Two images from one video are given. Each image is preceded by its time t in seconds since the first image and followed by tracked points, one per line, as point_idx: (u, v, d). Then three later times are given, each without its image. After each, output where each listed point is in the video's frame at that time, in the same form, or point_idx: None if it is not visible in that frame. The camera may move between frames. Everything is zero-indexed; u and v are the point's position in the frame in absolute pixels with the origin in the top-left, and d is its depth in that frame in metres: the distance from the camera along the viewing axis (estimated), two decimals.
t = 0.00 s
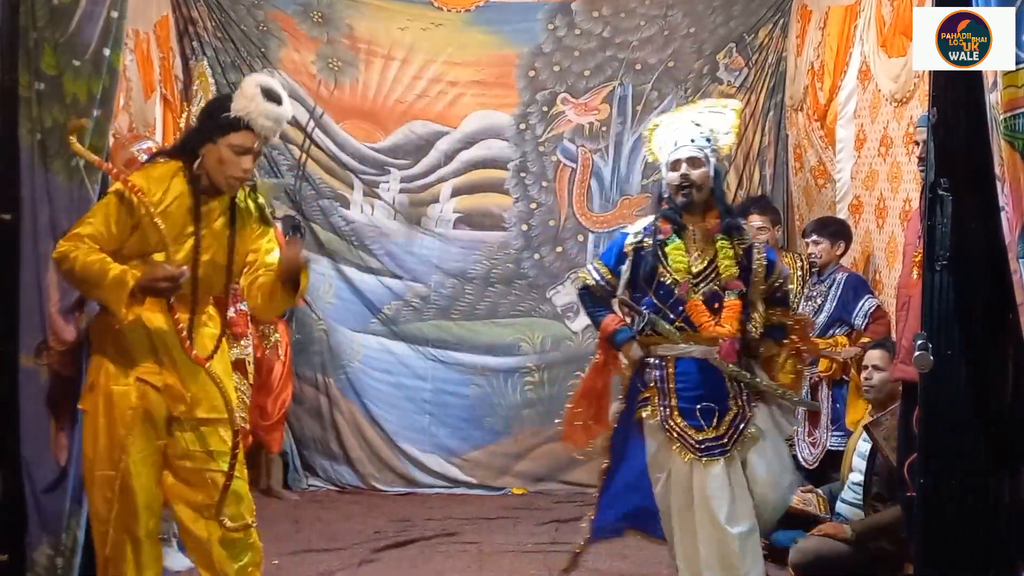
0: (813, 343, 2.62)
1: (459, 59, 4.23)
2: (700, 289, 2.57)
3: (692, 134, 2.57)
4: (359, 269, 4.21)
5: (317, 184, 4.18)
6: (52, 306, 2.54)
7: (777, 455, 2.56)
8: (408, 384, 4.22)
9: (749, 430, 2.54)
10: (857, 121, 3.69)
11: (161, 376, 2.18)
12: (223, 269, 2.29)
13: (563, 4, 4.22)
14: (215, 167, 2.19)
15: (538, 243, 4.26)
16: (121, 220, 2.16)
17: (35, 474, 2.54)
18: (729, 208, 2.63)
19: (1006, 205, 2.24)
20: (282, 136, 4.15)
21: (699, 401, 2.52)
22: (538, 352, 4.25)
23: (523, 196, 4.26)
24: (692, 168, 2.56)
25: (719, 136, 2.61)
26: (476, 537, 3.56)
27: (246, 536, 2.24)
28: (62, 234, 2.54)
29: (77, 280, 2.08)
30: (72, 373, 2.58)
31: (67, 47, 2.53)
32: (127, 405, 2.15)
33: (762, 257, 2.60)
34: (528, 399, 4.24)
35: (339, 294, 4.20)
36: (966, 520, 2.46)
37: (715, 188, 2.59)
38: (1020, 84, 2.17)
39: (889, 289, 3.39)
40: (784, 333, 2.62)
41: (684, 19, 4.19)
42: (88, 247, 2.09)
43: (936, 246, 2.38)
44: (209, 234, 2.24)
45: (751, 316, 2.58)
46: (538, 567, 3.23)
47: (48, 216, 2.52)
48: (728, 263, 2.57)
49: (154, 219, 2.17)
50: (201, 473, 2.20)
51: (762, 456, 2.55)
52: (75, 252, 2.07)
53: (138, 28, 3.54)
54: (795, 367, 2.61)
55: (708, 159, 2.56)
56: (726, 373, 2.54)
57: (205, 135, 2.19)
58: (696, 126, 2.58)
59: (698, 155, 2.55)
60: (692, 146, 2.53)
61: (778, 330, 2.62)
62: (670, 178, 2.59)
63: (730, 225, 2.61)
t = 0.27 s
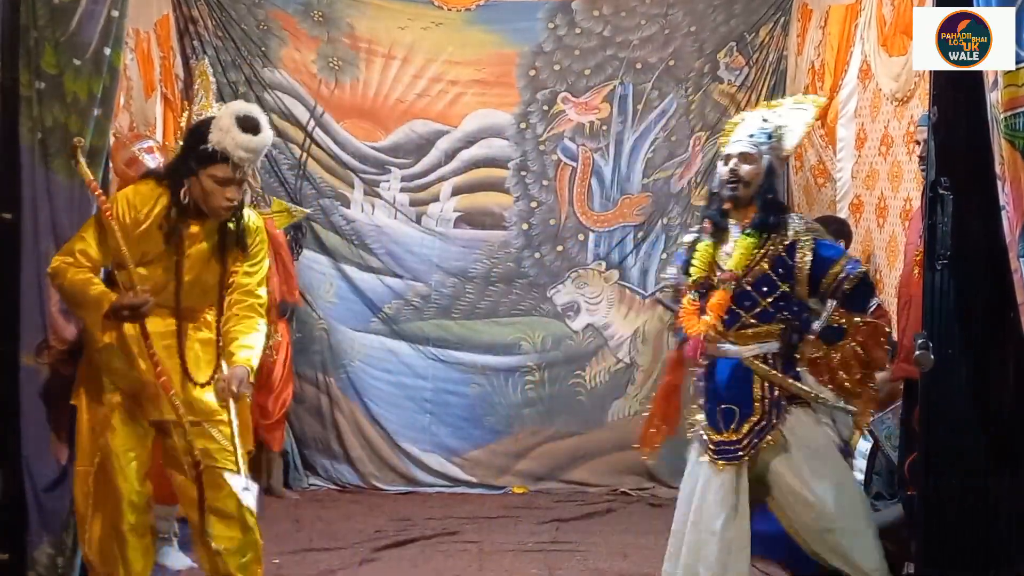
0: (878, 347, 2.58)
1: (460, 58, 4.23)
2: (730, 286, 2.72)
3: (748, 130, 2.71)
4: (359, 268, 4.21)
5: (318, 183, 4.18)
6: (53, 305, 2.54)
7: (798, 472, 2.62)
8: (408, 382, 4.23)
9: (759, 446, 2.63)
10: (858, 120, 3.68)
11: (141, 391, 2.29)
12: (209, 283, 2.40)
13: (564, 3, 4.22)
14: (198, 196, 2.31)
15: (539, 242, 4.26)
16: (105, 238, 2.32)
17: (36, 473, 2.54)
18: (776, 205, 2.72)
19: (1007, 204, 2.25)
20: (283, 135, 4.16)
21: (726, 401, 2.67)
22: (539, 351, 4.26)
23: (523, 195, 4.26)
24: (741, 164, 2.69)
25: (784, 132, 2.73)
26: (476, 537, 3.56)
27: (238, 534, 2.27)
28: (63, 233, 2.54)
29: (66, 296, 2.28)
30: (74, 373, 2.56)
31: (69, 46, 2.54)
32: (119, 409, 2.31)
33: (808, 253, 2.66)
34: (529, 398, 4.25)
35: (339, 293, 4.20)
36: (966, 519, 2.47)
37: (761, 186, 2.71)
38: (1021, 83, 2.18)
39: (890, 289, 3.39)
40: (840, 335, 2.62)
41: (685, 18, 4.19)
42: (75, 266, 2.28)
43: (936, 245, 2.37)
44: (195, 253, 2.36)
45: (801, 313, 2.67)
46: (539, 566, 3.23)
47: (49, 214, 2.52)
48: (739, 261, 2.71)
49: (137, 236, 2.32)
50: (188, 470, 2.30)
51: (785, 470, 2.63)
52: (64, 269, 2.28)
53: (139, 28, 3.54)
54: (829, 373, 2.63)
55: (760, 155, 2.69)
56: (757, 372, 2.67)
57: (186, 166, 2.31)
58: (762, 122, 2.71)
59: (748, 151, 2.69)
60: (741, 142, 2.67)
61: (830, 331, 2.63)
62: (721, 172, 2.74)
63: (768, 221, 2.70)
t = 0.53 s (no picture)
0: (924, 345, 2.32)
1: (460, 57, 4.23)
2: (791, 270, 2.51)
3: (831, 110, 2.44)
4: (360, 267, 4.21)
5: (318, 183, 4.19)
6: (53, 304, 2.54)
7: (842, 465, 2.44)
8: (408, 381, 4.23)
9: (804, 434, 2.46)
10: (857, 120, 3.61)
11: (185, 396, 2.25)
12: (243, 281, 2.32)
13: (564, 3, 4.22)
14: (237, 199, 2.20)
15: (539, 241, 4.26)
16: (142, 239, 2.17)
17: (35, 473, 2.55)
18: (857, 188, 2.47)
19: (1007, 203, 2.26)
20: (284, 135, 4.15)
21: (783, 387, 2.52)
22: (539, 350, 4.26)
23: (524, 194, 4.26)
24: (822, 148, 2.44)
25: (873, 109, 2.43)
26: (476, 536, 3.56)
27: (273, 534, 2.25)
28: (62, 232, 2.52)
29: (103, 306, 2.13)
30: (75, 372, 2.57)
31: (69, 46, 2.52)
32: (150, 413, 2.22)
33: (869, 240, 2.42)
34: (529, 397, 4.25)
35: (339, 292, 4.20)
36: (966, 520, 2.52)
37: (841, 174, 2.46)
38: (1020, 83, 2.18)
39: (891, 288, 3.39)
40: (888, 330, 2.40)
41: (685, 17, 4.19)
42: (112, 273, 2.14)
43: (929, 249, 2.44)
44: (229, 251, 2.27)
45: (860, 305, 2.48)
46: (539, 565, 3.23)
47: (49, 214, 2.52)
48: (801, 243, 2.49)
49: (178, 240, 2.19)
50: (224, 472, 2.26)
51: (830, 463, 2.46)
52: (98, 277, 2.13)
53: (139, 27, 3.53)
54: (884, 369, 2.35)
55: (844, 139, 2.42)
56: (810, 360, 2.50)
57: (220, 167, 2.19)
58: (848, 100, 2.43)
59: (830, 134, 2.42)
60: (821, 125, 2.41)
61: (880, 326, 2.41)
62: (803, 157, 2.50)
63: (845, 202, 2.46)
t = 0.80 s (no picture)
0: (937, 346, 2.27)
1: (460, 57, 4.23)
2: (835, 265, 2.47)
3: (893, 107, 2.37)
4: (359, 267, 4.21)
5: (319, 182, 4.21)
6: (53, 304, 2.54)
7: (867, 462, 2.41)
8: (409, 381, 4.22)
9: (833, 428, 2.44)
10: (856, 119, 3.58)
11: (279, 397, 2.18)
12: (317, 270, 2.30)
13: (564, 3, 4.22)
14: (328, 174, 2.17)
15: (540, 241, 4.26)
16: (237, 238, 2.09)
17: (36, 473, 2.55)
18: (910, 186, 2.42)
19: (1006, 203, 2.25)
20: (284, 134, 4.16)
21: (818, 385, 2.52)
22: (539, 350, 4.26)
23: (524, 194, 4.26)
24: (879, 147, 2.38)
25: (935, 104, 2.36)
26: (477, 536, 3.56)
27: (315, 544, 2.21)
28: (63, 234, 2.52)
29: (198, 307, 2.04)
30: (74, 373, 2.57)
31: (69, 46, 2.51)
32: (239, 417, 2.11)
33: (906, 237, 2.38)
34: (529, 397, 4.25)
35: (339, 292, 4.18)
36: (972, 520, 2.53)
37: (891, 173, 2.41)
38: (1020, 82, 2.20)
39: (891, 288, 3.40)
40: (913, 328, 2.34)
41: (685, 17, 4.19)
42: (207, 271, 2.04)
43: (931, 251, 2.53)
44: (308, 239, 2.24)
45: (897, 302, 2.42)
46: (539, 565, 3.23)
47: (49, 215, 2.52)
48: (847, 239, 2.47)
49: (280, 233, 2.13)
50: (284, 473, 2.20)
51: (859, 460, 2.43)
52: (194, 276, 2.03)
53: (139, 27, 3.53)
54: (900, 367, 2.33)
55: (901, 136, 2.36)
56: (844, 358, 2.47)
57: (310, 146, 2.15)
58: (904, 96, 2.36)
59: (886, 132, 2.37)
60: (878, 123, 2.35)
61: (906, 323, 2.35)
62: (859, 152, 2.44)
63: (896, 197, 2.42)
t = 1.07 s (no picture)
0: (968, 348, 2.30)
1: (460, 56, 4.22)
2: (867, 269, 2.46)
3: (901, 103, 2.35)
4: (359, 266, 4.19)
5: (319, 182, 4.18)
6: (53, 304, 2.53)
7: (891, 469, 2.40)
8: (409, 381, 4.21)
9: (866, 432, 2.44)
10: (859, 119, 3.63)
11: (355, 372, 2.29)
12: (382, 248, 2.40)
13: (564, 2, 4.21)
14: (388, 145, 2.25)
15: (540, 241, 4.26)
16: (309, 222, 2.20)
17: (36, 472, 2.55)
18: (927, 181, 2.38)
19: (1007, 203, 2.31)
20: (283, 134, 4.15)
21: (858, 388, 2.49)
22: (539, 350, 4.25)
23: (524, 194, 4.26)
24: (889, 144, 2.36)
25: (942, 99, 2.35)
26: (477, 536, 3.55)
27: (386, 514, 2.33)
28: (62, 234, 2.52)
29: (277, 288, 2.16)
30: (75, 372, 2.55)
31: (69, 45, 2.50)
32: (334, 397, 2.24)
33: (933, 235, 2.36)
34: (529, 397, 4.25)
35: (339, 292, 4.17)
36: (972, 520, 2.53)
37: (908, 172, 2.38)
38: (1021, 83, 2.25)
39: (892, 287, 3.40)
40: (949, 325, 2.33)
41: (686, 16, 4.19)
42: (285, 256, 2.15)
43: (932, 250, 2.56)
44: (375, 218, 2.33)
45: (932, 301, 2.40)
46: (540, 565, 3.23)
47: (49, 214, 2.51)
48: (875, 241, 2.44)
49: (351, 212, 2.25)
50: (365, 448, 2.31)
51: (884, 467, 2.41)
52: (275, 259, 2.14)
53: (138, 26, 3.52)
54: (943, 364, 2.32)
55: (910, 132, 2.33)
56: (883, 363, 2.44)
57: (369, 122, 2.24)
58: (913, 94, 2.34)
59: (896, 129, 2.34)
60: (889, 121, 2.32)
61: (943, 321, 2.34)
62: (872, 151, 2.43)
63: (914, 195, 2.40)
